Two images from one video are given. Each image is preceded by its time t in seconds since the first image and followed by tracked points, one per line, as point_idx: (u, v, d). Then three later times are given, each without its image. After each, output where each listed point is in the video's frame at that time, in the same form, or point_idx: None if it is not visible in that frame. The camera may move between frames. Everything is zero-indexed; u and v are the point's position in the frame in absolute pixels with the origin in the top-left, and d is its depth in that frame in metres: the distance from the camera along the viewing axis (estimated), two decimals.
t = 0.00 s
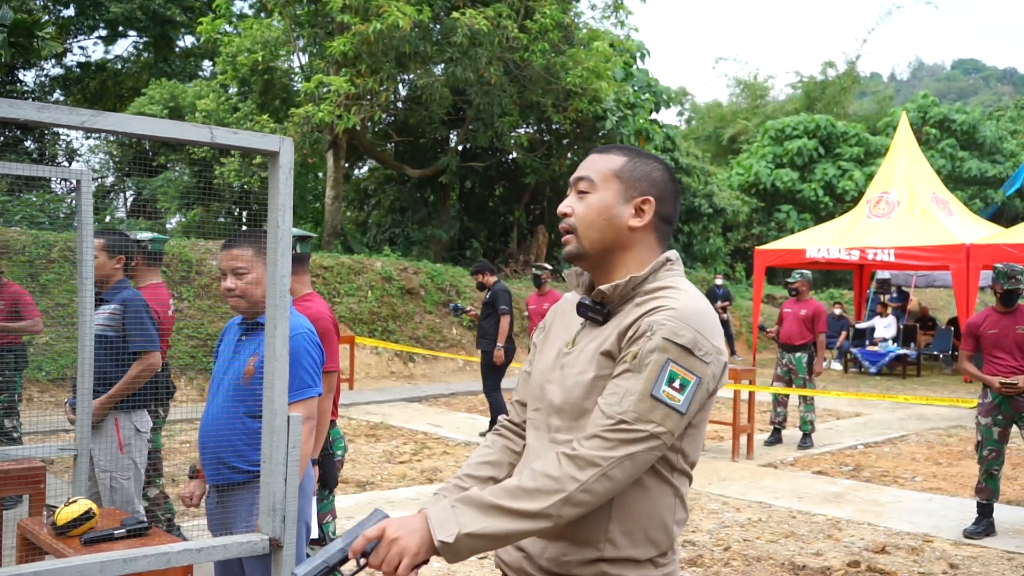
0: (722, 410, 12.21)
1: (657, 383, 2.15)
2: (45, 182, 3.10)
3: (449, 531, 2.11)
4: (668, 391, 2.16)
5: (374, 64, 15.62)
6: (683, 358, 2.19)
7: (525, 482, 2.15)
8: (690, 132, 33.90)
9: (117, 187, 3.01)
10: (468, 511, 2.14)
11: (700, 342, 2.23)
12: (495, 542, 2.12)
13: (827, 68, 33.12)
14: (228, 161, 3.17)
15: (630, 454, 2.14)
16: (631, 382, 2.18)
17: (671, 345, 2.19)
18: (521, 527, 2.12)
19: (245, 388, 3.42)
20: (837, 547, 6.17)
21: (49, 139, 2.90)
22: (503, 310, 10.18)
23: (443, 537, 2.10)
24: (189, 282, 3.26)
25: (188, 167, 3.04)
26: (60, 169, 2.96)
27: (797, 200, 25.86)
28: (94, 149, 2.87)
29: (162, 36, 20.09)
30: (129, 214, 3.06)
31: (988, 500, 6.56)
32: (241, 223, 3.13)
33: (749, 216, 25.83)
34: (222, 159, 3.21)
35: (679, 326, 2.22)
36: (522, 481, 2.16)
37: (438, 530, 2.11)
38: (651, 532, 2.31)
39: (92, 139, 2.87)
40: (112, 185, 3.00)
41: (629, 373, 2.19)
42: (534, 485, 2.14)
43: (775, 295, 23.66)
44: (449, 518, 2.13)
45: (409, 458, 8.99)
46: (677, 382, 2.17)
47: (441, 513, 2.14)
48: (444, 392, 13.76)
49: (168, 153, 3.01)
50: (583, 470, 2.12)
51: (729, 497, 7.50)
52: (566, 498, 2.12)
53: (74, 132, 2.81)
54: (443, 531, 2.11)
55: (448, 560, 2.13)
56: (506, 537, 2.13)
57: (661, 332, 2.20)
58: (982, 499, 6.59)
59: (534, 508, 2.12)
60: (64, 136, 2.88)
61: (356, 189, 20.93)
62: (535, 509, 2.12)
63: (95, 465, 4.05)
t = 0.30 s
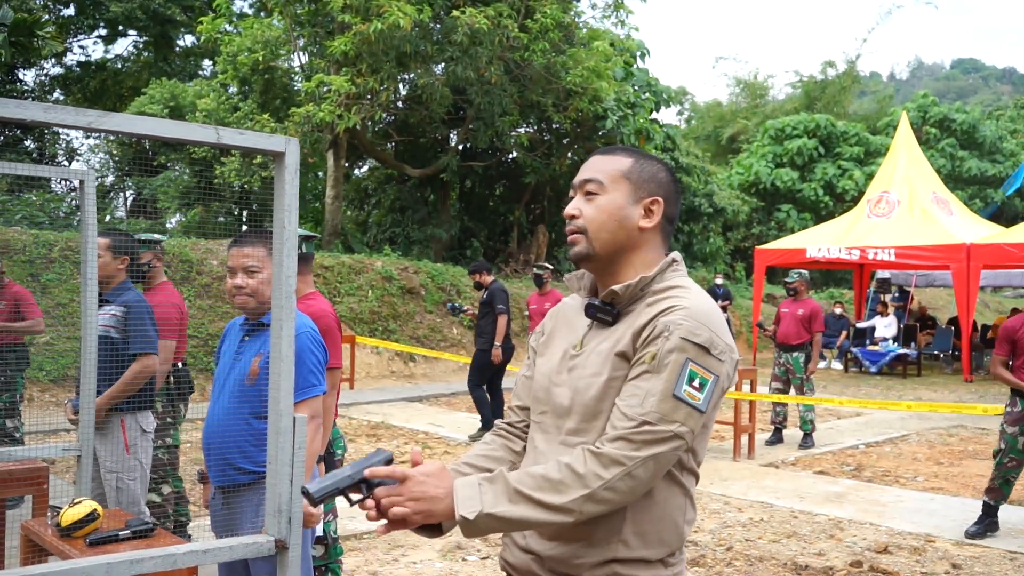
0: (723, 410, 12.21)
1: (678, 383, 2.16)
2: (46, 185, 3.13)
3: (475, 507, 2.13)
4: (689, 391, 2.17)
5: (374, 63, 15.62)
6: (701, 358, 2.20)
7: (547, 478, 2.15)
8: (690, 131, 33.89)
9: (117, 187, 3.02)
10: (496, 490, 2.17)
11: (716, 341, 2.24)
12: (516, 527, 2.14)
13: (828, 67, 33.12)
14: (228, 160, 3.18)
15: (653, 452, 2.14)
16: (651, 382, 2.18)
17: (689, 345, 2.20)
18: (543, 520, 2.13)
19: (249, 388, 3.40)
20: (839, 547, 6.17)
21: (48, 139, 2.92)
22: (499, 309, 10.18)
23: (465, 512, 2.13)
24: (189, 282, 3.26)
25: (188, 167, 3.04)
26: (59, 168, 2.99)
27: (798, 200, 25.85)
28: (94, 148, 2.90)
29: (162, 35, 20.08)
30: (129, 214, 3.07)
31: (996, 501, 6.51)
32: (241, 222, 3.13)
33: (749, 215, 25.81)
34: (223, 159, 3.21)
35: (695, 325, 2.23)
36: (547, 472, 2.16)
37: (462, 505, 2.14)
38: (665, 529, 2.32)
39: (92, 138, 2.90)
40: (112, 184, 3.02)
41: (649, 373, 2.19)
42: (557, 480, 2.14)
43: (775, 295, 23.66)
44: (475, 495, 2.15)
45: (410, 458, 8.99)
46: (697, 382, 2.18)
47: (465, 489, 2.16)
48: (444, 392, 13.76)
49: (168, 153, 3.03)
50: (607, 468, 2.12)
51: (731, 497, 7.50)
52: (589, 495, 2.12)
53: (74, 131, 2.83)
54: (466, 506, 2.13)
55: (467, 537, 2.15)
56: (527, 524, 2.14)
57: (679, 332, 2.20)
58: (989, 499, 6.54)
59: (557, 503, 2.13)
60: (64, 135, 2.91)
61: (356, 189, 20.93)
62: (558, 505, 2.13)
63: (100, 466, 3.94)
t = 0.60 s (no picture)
0: (724, 409, 12.20)
1: (678, 382, 2.14)
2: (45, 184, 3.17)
3: (480, 477, 2.06)
4: (689, 389, 2.15)
5: (374, 62, 15.59)
6: (700, 357, 2.19)
7: (555, 466, 2.09)
8: (690, 130, 33.85)
9: (117, 186, 3.01)
10: (504, 465, 2.09)
11: (714, 341, 2.23)
12: (519, 507, 2.07)
13: (827, 66, 33.09)
14: (228, 160, 3.15)
15: (655, 449, 2.12)
16: (651, 381, 2.15)
17: (689, 345, 2.18)
18: (547, 507, 2.08)
19: (252, 390, 3.40)
20: (843, 548, 6.15)
21: (48, 138, 2.91)
22: (491, 309, 10.14)
23: (469, 483, 2.05)
24: (189, 282, 3.24)
25: (188, 166, 3.01)
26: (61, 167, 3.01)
27: (797, 199, 25.81)
28: (93, 147, 2.87)
29: (161, 34, 20.04)
30: (128, 212, 3.06)
31: None
32: (242, 223, 3.11)
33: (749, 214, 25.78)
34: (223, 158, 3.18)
35: (694, 325, 2.21)
36: (553, 458, 2.10)
37: (466, 474, 2.06)
38: (662, 526, 2.31)
39: (91, 137, 2.87)
40: (112, 183, 3.01)
41: (648, 372, 2.17)
42: (563, 467, 2.09)
43: (775, 294, 23.64)
44: (479, 466, 2.08)
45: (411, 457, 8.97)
46: (696, 380, 2.17)
47: (468, 461, 2.09)
48: (445, 391, 13.72)
49: (168, 151, 3.01)
50: (611, 462, 2.09)
51: (733, 497, 7.48)
52: (592, 487, 2.08)
53: (72, 131, 2.81)
54: (470, 477, 2.06)
55: (465, 512, 2.07)
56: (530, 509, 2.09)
57: (679, 332, 2.19)
58: None
59: (561, 490, 2.08)
60: (63, 134, 2.89)
61: (356, 187, 20.89)
62: (562, 493, 2.08)
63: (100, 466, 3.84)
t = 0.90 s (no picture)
0: (726, 408, 12.17)
1: (674, 363, 2.13)
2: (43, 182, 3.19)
3: (473, 446, 1.98)
4: (683, 371, 2.13)
5: (374, 60, 15.54)
6: (694, 340, 2.18)
7: (548, 438, 2.03)
8: (690, 129, 33.80)
9: (117, 185, 3.01)
10: (499, 435, 2.02)
11: (707, 327, 2.22)
12: (515, 479, 1.99)
13: (828, 64, 33.04)
14: (227, 159, 3.11)
15: (646, 426, 2.08)
16: (647, 363, 2.13)
17: (684, 329, 2.17)
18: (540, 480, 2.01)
19: (253, 392, 3.36)
20: (846, 548, 6.13)
21: (48, 138, 2.89)
22: (481, 308, 10.10)
23: (463, 452, 1.96)
24: (190, 280, 3.22)
25: (188, 164, 2.99)
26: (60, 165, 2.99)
27: (798, 197, 25.76)
28: (93, 146, 2.87)
29: (161, 33, 19.99)
30: (127, 212, 3.01)
31: None
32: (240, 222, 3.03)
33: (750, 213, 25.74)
34: (223, 158, 3.16)
35: (688, 311, 2.21)
36: (546, 431, 2.04)
37: (459, 444, 1.97)
38: (665, 515, 2.32)
39: (91, 136, 2.87)
40: (112, 183, 3.00)
41: (645, 356, 2.15)
42: (552, 440, 2.03)
43: (777, 292, 23.60)
44: (472, 436, 1.99)
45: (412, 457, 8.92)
46: (690, 364, 2.15)
47: (462, 431, 2.00)
48: (446, 390, 13.69)
49: (168, 150, 2.99)
50: (604, 436, 2.05)
51: (736, 497, 7.45)
52: (584, 461, 2.03)
53: (72, 129, 2.79)
54: (464, 447, 1.97)
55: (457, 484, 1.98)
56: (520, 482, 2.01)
57: (673, 317, 2.18)
58: None
59: (555, 463, 2.01)
60: (63, 133, 2.86)
61: (357, 186, 20.83)
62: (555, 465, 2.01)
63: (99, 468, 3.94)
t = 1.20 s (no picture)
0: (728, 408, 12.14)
1: (674, 342, 2.03)
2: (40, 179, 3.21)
3: (444, 370, 1.83)
4: (683, 353, 2.03)
5: (374, 59, 15.51)
6: (706, 328, 2.11)
7: (528, 371, 1.90)
8: (691, 128, 33.76)
9: (117, 184, 2.99)
10: (468, 363, 1.86)
11: (722, 320, 2.16)
12: (476, 411, 1.85)
13: (829, 63, 33.02)
14: (229, 158, 3.11)
15: (625, 383, 1.95)
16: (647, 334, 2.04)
17: (695, 314, 2.11)
18: (501, 412, 1.86)
19: (252, 393, 3.37)
20: (850, 549, 6.10)
21: (50, 137, 2.90)
22: (475, 308, 10.07)
23: (432, 374, 1.82)
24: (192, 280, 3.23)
25: (188, 164, 3.01)
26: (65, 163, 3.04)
27: (800, 196, 25.71)
28: (93, 145, 2.86)
29: (162, 32, 19.97)
30: (128, 211, 3.02)
31: None
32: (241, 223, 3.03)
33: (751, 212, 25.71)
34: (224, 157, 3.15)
35: (703, 301, 2.15)
36: (527, 365, 1.92)
37: (430, 365, 1.83)
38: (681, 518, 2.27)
39: (92, 135, 2.86)
40: (112, 182, 2.99)
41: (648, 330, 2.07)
42: (528, 374, 1.89)
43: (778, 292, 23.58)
44: (443, 359, 1.84)
45: (413, 458, 8.89)
46: (693, 348, 2.06)
47: (434, 354, 1.85)
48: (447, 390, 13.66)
49: (168, 150, 3.00)
50: (582, 384, 1.92)
51: (738, 498, 7.42)
52: (558, 404, 1.90)
53: (72, 128, 2.79)
54: (435, 370, 1.82)
55: (421, 407, 1.83)
56: (485, 416, 1.87)
57: (686, 302, 2.13)
58: None
59: (524, 396, 1.87)
60: (64, 133, 2.85)
61: (357, 185, 20.78)
62: (524, 398, 1.87)
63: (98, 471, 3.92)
